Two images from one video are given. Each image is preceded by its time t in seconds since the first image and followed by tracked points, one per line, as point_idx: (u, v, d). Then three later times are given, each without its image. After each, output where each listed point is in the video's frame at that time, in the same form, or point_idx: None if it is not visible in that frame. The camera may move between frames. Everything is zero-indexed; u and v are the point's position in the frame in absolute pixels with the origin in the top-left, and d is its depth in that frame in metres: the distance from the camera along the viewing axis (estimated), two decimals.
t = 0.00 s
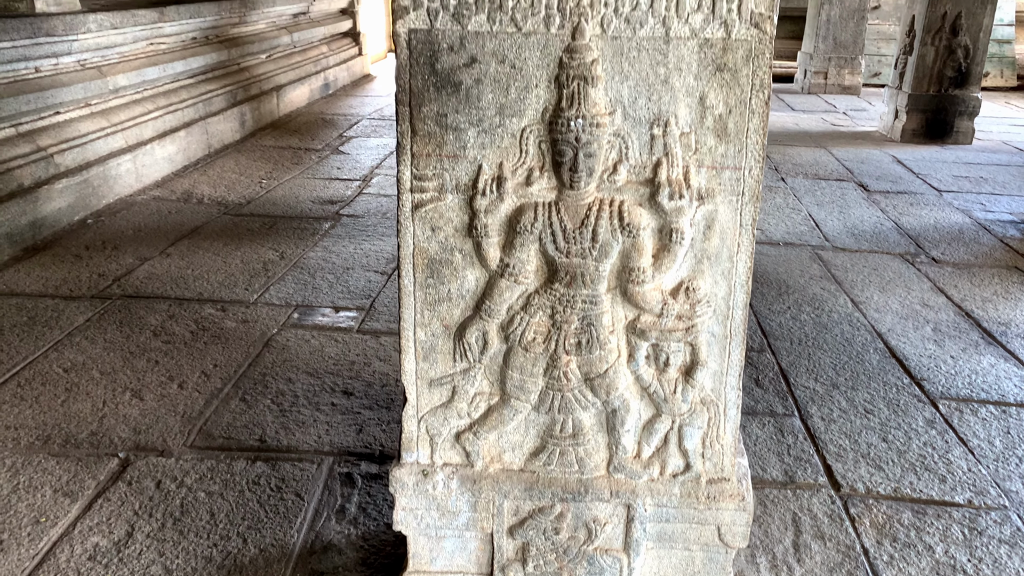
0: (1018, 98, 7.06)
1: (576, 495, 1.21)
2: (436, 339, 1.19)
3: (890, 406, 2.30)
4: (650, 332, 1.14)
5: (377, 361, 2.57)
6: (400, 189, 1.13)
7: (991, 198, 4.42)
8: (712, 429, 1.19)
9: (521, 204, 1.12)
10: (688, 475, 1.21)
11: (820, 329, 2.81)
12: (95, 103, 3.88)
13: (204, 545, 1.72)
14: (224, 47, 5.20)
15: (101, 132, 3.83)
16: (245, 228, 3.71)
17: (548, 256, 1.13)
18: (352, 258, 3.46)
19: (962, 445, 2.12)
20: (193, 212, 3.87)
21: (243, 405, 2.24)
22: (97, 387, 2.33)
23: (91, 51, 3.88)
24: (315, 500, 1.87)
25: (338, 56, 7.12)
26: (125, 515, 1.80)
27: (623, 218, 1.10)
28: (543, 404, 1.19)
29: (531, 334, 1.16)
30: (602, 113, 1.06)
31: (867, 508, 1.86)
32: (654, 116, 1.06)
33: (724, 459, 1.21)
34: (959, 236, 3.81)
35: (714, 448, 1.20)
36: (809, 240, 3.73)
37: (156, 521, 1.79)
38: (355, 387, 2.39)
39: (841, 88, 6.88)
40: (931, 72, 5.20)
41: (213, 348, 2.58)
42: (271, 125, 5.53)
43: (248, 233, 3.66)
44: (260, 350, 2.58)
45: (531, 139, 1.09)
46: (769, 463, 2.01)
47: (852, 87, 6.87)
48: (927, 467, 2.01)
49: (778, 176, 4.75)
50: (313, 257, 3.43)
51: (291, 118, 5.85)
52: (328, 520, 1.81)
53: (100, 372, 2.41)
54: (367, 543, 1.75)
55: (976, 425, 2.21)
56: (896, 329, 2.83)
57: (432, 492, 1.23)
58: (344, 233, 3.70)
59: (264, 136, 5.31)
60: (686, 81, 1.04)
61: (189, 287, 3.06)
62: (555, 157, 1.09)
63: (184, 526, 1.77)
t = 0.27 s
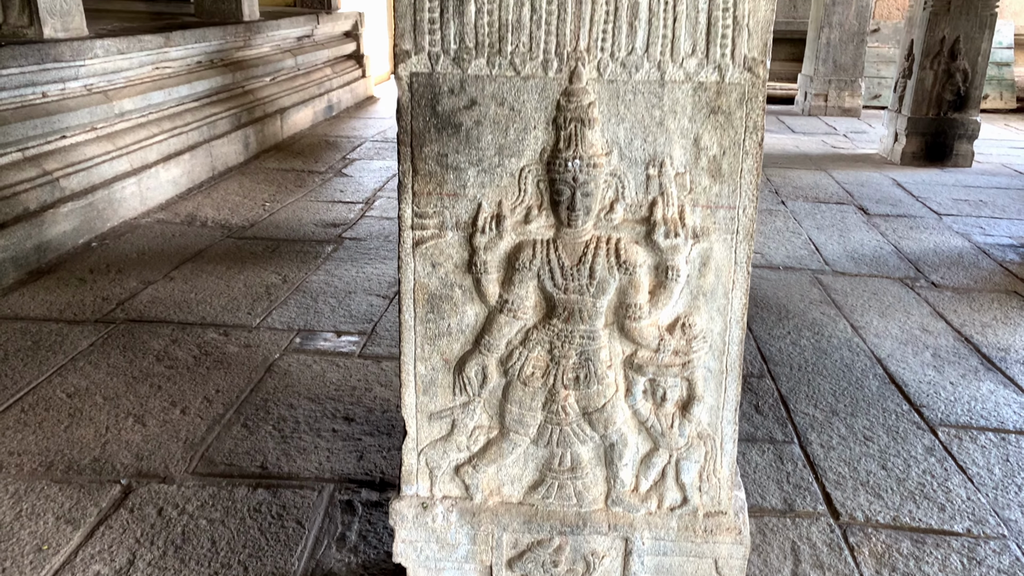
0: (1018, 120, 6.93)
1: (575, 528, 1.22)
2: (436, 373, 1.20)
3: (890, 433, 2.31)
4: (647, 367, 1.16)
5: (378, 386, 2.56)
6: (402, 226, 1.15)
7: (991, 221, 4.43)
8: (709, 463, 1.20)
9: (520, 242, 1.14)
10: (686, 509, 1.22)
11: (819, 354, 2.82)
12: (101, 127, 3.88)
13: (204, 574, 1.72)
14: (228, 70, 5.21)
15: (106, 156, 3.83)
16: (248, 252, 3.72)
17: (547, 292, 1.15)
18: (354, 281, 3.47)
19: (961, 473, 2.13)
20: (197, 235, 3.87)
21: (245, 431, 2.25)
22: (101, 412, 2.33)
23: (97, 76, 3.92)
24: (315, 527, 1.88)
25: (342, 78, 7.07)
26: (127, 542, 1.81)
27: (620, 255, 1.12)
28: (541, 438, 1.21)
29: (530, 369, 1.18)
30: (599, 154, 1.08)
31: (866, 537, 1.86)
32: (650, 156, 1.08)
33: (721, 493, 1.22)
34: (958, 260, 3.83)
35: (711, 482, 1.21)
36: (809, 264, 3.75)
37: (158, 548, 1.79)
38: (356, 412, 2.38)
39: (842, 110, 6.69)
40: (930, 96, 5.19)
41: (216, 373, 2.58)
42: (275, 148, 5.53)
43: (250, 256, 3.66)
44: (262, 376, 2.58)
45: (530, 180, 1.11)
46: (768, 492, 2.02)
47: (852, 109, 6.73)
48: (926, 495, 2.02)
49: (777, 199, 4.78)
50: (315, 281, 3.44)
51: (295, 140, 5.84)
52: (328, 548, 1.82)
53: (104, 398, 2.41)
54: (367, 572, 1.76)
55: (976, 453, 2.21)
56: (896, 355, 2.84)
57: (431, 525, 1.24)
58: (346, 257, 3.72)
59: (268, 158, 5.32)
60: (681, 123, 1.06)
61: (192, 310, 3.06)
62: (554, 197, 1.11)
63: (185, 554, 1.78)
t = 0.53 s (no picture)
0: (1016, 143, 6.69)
1: (572, 562, 1.23)
2: (433, 408, 1.22)
3: (887, 461, 2.31)
4: (642, 402, 1.17)
5: (378, 414, 2.52)
6: (399, 263, 1.16)
7: (987, 246, 4.33)
8: (704, 497, 1.21)
9: (516, 278, 1.16)
10: (682, 543, 1.22)
11: (817, 380, 2.83)
12: (103, 152, 3.79)
13: None
14: (231, 95, 5.10)
15: (108, 181, 3.75)
16: (248, 276, 3.64)
17: (543, 328, 1.16)
18: (354, 307, 3.38)
19: (959, 501, 2.13)
20: (197, 260, 3.78)
21: (244, 460, 2.20)
22: (99, 440, 2.27)
23: (100, 102, 3.83)
24: (313, 557, 1.84)
25: (344, 103, 6.87)
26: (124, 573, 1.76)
27: (615, 291, 1.13)
28: (538, 472, 1.21)
29: (526, 404, 1.19)
30: (594, 193, 1.10)
31: (864, 566, 1.86)
32: (643, 196, 1.11)
33: (716, 526, 1.22)
34: (956, 286, 3.81)
35: (706, 516, 1.22)
36: (807, 288, 3.75)
37: None
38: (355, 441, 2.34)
39: (838, 134, 6.49)
40: (926, 121, 4.99)
41: (215, 401, 2.52)
42: (276, 172, 5.40)
43: (251, 282, 3.57)
44: (262, 404, 2.52)
45: (526, 217, 1.13)
46: (766, 520, 2.02)
47: (849, 132, 6.47)
48: (924, 524, 2.02)
49: (775, 223, 4.71)
50: (315, 306, 3.36)
51: (296, 165, 5.69)
52: None
53: (103, 425, 2.35)
54: None
55: (973, 481, 2.22)
56: (893, 380, 2.84)
57: (428, 558, 1.24)
58: (346, 281, 3.65)
59: (269, 183, 5.19)
60: (673, 163, 1.09)
61: (191, 337, 2.98)
62: (549, 234, 1.13)
63: None
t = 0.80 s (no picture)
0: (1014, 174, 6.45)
1: None
2: (431, 447, 1.22)
3: (887, 495, 2.28)
4: (639, 442, 1.18)
5: (376, 447, 2.46)
6: (398, 302, 1.18)
7: (984, 276, 4.12)
8: (702, 537, 1.21)
9: (514, 317, 1.17)
10: None
11: (816, 413, 2.77)
12: (105, 183, 3.72)
13: None
14: (232, 125, 5.00)
15: (109, 212, 3.64)
16: (247, 306, 3.52)
17: (541, 368, 1.17)
18: (353, 338, 3.28)
19: (958, 536, 2.12)
20: (197, 291, 3.66)
21: (242, 493, 2.14)
22: (98, 474, 2.21)
23: (104, 133, 3.75)
24: None
25: (345, 132, 6.75)
26: None
27: (612, 331, 1.15)
28: (536, 511, 1.21)
29: (524, 443, 1.19)
30: (590, 235, 1.12)
31: None
32: (639, 238, 1.12)
33: (715, 567, 1.22)
34: (954, 316, 3.66)
35: (705, 556, 1.22)
36: (806, 318, 3.63)
37: None
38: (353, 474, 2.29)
39: (835, 163, 6.21)
40: (921, 151, 4.70)
41: (214, 433, 2.45)
42: (276, 202, 5.28)
43: (250, 312, 3.46)
44: (260, 436, 2.44)
45: (523, 258, 1.15)
46: (765, 556, 1.99)
47: (847, 162, 6.18)
48: (924, 560, 2.00)
49: (774, 253, 4.46)
50: (314, 336, 3.25)
51: (296, 195, 5.56)
52: None
53: (102, 459, 2.28)
54: None
55: (972, 515, 2.20)
56: (892, 412, 2.80)
57: None
58: (345, 311, 3.52)
59: (269, 212, 5.07)
60: (668, 206, 1.11)
61: (191, 368, 2.88)
62: (547, 275, 1.14)
63: None
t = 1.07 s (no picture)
0: (1012, 208, 6.35)
1: None
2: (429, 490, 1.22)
3: (888, 532, 2.23)
4: (638, 485, 1.18)
5: (375, 484, 2.43)
6: (398, 345, 1.19)
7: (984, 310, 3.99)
8: None
9: (512, 360, 1.17)
10: None
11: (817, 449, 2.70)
12: (107, 218, 3.66)
13: None
14: (234, 159, 4.97)
15: (111, 246, 3.60)
16: (247, 340, 3.47)
17: (539, 411, 1.17)
18: (353, 372, 3.22)
19: None
20: (197, 324, 3.61)
21: (240, 531, 2.10)
22: (95, 512, 2.17)
23: (107, 167, 3.69)
24: None
25: (346, 165, 6.74)
26: None
27: (610, 374, 1.15)
28: (534, 556, 1.20)
29: (523, 487, 1.19)
30: (588, 278, 1.13)
31: None
32: (636, 281, 1.14)
33: None
34: (953, 349, 3.54)
35: None
36: (806, 352, 3.53)
37: None
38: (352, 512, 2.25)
39: (834, 196, 6.15)
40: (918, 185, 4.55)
41: (212, 469, 2.41)
42: (277, 235, 5.23)
43: (250, 346, 3.41)
44: (258, 472, 2.40)
45: (521, 302, 1.16)
46: None
47: (845, 193, 6.12)
48: None
49: (773, 286, 4.35)
50: (314, 371, 3.19)
51: (297, 228, 5.53)
52: None
53: (99, 497, 2.24)
54: None
55: (976, 553, 2.14)
56: (892, 448, 2.72)
57: None
58: (345, 345, 3.46)
59: (270, 245, 5.03)
60: (665, 251, 1.13)
61: (190, 404, 2.83)
62: (544, 318, 1.15)
63: None
